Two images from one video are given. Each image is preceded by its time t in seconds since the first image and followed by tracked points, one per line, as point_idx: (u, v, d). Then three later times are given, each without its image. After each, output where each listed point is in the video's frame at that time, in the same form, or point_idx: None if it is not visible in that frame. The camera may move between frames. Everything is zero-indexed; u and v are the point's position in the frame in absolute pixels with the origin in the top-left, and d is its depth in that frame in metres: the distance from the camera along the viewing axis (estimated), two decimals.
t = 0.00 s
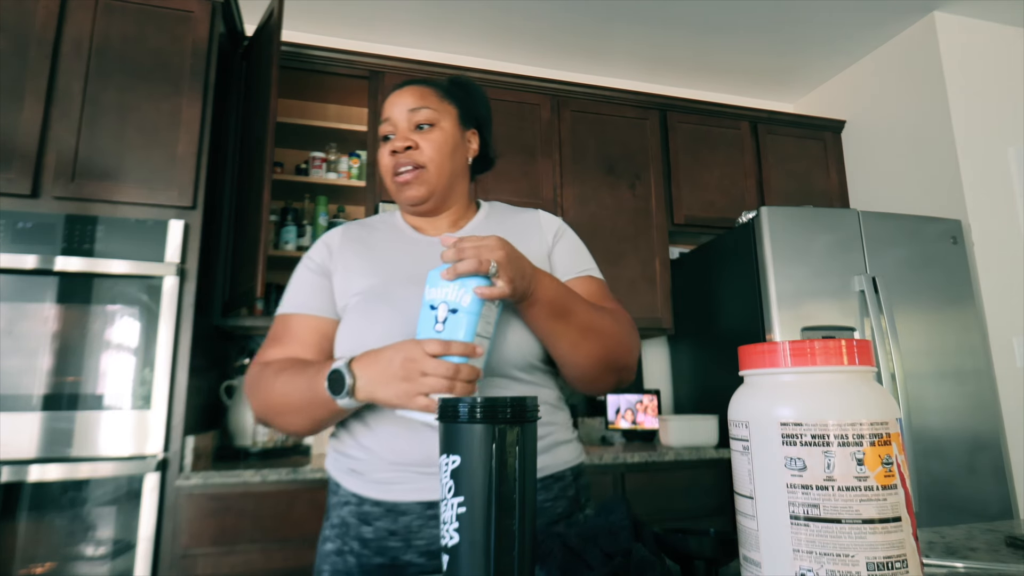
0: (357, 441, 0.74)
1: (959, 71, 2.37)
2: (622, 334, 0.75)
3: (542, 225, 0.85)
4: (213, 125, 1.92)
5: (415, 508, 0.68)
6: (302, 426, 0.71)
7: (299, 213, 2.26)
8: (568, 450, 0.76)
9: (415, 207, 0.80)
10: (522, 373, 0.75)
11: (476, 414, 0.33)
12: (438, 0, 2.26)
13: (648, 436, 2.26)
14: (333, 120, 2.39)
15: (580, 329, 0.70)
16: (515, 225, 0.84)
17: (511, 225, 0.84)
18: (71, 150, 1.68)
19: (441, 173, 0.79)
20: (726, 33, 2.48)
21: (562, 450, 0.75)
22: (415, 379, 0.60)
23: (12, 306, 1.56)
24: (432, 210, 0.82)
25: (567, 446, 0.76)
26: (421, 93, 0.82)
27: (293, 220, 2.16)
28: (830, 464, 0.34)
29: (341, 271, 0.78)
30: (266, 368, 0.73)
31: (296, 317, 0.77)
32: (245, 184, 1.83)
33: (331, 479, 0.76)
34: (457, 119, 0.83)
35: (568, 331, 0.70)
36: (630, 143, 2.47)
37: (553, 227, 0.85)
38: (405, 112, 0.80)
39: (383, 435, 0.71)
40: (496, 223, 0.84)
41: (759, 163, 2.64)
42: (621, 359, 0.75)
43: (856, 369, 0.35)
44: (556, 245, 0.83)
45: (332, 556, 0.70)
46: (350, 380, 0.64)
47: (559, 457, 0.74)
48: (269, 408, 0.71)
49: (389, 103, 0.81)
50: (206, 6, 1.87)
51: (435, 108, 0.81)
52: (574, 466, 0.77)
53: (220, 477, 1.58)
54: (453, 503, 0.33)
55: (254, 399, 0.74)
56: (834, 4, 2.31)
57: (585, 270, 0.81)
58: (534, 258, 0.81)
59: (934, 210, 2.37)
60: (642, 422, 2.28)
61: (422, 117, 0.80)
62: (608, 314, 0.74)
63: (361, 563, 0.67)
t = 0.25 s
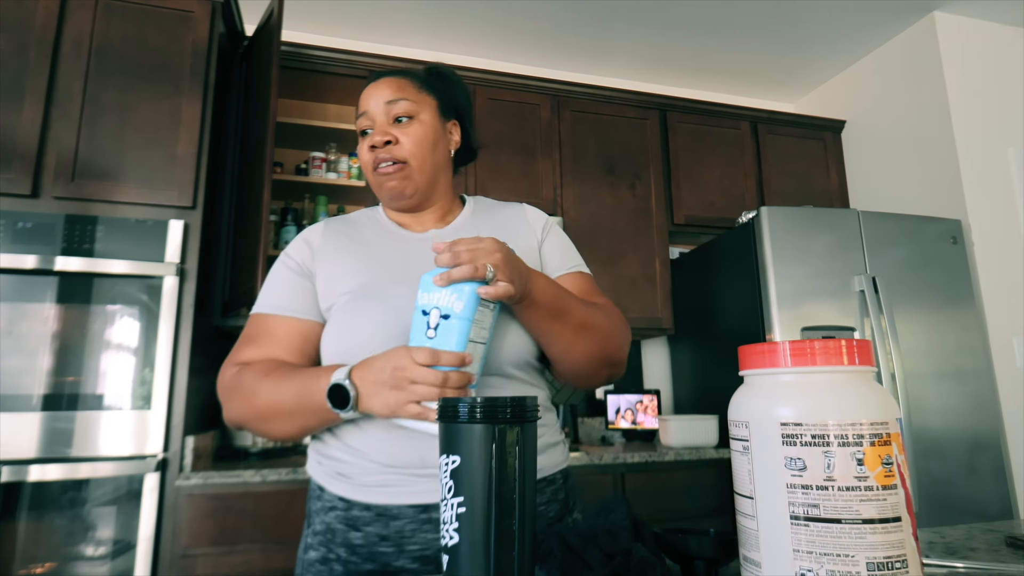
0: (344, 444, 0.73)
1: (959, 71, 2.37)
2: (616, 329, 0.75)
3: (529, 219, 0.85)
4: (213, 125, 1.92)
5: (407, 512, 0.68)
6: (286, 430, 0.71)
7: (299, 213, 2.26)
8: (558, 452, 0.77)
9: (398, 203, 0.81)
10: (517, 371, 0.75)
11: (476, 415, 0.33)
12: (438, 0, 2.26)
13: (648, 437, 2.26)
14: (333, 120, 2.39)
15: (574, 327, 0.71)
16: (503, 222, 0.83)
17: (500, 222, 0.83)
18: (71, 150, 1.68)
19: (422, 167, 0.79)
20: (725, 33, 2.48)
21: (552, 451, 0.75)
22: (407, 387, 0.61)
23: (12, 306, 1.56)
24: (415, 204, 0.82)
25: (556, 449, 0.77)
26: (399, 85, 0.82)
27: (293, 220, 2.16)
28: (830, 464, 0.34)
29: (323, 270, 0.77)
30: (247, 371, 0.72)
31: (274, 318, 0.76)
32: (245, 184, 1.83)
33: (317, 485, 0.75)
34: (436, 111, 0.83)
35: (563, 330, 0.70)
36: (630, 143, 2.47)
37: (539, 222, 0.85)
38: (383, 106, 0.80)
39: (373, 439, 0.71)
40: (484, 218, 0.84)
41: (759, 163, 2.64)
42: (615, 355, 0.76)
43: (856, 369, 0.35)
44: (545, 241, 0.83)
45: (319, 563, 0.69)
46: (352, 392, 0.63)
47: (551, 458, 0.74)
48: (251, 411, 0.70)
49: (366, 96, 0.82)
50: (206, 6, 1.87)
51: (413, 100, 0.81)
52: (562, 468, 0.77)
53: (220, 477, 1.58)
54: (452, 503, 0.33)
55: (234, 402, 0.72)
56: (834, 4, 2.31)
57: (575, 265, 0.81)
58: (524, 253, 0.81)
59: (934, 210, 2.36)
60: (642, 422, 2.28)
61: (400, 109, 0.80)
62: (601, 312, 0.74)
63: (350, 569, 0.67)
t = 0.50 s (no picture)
0: (348, 445, 0.73)
1: (959, 71, 2.37)
2: (612, 319, 0.74)
3: (530, 215, 0.85)
4: (213, 125, 1.92)
5: (413, 514, 0.68)
6: (281, 424, 0.71)
7: (299, 213, 2.26)
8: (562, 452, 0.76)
9: (396, 200, 0.81)
10: (516, 369, 0.74)
11: (476, 415, 0.33)
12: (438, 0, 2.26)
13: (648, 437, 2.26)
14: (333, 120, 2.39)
15: (566, 318, 0.70)
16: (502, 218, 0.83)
17: (499, 219, 0.83)
18: (71, 150, 1.68)
19: (421, 165, 0.79)
20: (725, 33, 2.48)
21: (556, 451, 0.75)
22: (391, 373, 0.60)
23: (12, 306, 1.56)
24: (413, 202, 0.82)
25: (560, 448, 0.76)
26: (402, 82, 0.82)
27: (293, 220, 2.16)
28: (830, 464, 0.34)
29: (321, 267, 0.77)
30: (244, 365, 0.72)
31: (272, 313, 0.76)
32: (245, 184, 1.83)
33: (320, 486, 0.75)
34: (439, 110, 0.83)
35: (555, 322, 0.69)
36: (630, 143, 2.47)
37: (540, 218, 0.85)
38: (385, 102, 0.80)
39: (376, 439, 0.71)
40: (483, 215, 0.84)
41: (759, 163, 2.64)
42: (614, 346, 0.74)
43: (856, 369, 0.35)
44: (545, 238, 0.83)
45: (324, 565, 0.69)
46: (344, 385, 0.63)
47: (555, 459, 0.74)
48: (246, 406, 0.70)
49: (369, 92, 0.82)
50: (206, 6, 1.87)
51: (416, 97, 0.81)
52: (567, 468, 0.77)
53: (220, 477, 1.58)
54: (452, 503, 0.33)
55: (229, 396, 0.72)
56: (834, 4, 2.31)
57: (576, 260, 0.81)
58: (524, 249, 0.80)
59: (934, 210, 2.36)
60: (642, 422, 2.28)
61: (402, 107, 0.80)
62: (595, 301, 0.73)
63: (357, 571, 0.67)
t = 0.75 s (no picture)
0: (350, 445, 0.73)
1: (959, 71, 2.37)
2: (616, 317, 0.74)
3: (532, 213, 0.85)
4: (213, 125, 1.92)
5: (412, 516, 0.67)
6: (285, 429, 0.71)
7: (299, 213, 2.26)
8: (566, 452, 0.76)
9: (399, 200, 0.81)
10: (517, 369, 0.74)
11: (476, 415, 0.33)
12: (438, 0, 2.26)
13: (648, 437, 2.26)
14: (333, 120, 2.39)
15: (569, 318, 0.69)
16: (504, 217, 0.83)
17: (501, 217, 0.83)
18: (71, 150, 1.68)
19: (424, 164, 0.79)
20: (725, 33, 2.48)
21: (560, 452, 0.75)
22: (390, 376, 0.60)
23: (13, 306, 1.56)
24: (416, 202, 0.82)
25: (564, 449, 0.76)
26: (407, 81, 0.82)
27: (293, 220, 2.16)
28: (829, 464, 0.34)
29: (324, 269, 0.77)
30: (250, 370, 0.73)
31: (277, 317, 0.76)
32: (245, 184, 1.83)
33: (322, 486, 0.75)
34: (443, 110, 0.83)
35: (557, 323, 0.69)
36: (630, 143, 2.47)
37: (543, 215, 0.85)
38: (390, 101, 0.80)
39: (376, 440, 0.71)
40: (485, 213, 0.84)
41: (759, 163, 2.64)
42: (619, 344, 0.74)
43: (856, 369, 0.35)
44: (546, 236, 0.83)
45: (325, 565, 0.70)
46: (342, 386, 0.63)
47: (557, 460, 0.74)
48: (251, 410, 0.70)
49: (374, 91, 0.82)
50: (206, 6, 1.87)
51: (420, 97, 0.81)
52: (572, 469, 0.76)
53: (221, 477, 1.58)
54: (452, 503, 0.33)
55: (235, 402, 0.72)
56: (834, 4, 2.31)
57: (580, 257, 0.81)
58: (525, 246, 0.80)
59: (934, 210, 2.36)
60: (642, 422, 2.28)
61: (406, 106, 0.80)
62: (599, 299, 0.72)
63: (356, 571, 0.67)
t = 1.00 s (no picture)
0: (347, 445, 0.73)
1: (959, 71, 2.37)
2: (630, 304, 0.74)
3: (531, 214, 0.84)
4: (213, 125, 1.92)
5: (409, 516, 0.67)
6: (288, 431, 0.70)
7: (299, 213, 2.26)
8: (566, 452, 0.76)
9: (396, 203, 0.81)
10: (517, 369, 0.74)
11: (476, 415, 0.33)
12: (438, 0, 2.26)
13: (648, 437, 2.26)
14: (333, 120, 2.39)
15: (592, 306, 0.69)
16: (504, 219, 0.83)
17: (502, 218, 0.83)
18: (71, 150, 1.68)
19: (421, 168, 0.79)
20: (725, 33, 2.48)
21: (560, 452, 0.75)
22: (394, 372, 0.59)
23: (13, 306, 1.56)
24: (412, 204, 0.82)
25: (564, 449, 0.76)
26: (403, 82, 0.82)
27: (293, 220, 2.16)
28: (830, 464, 0.34)
29: (323, 271, 0.77)
30: (253, 374, 0.73)
31: (279, 320, 0.77)
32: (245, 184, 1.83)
33: (321, 486, 0.75)
34: (440, 111, 0.83)
35: (583, 311, 0.68)
36: (630, 143, 2.47)
37: (542, 216, 0.84)
38: (386, 103, 0.80)
39: (373, 440, 0.71)
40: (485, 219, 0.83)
41: (759, 163, 2.64)
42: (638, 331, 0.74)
43: (856, 369, 0.35)
44: (547, 237, 0.83)
45: (324, 565, 0.70)
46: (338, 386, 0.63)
47: (557, 460, 0.74)
48: (254, 414, 0.71)
49: (370, 92, 0.82)
50: (206, 6, 1.87)
51: (416, 98, 0.81)
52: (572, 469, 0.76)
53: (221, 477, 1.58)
54: (452, 503, 0.33)
55: (240, 405, 0.73)
56: (834, 4, 2.31)
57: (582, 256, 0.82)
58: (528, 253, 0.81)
59: (934, 209, 2.36)
60: (642, 422, 2.28)
61: (402, 108, 0.80)
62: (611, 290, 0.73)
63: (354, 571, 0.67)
